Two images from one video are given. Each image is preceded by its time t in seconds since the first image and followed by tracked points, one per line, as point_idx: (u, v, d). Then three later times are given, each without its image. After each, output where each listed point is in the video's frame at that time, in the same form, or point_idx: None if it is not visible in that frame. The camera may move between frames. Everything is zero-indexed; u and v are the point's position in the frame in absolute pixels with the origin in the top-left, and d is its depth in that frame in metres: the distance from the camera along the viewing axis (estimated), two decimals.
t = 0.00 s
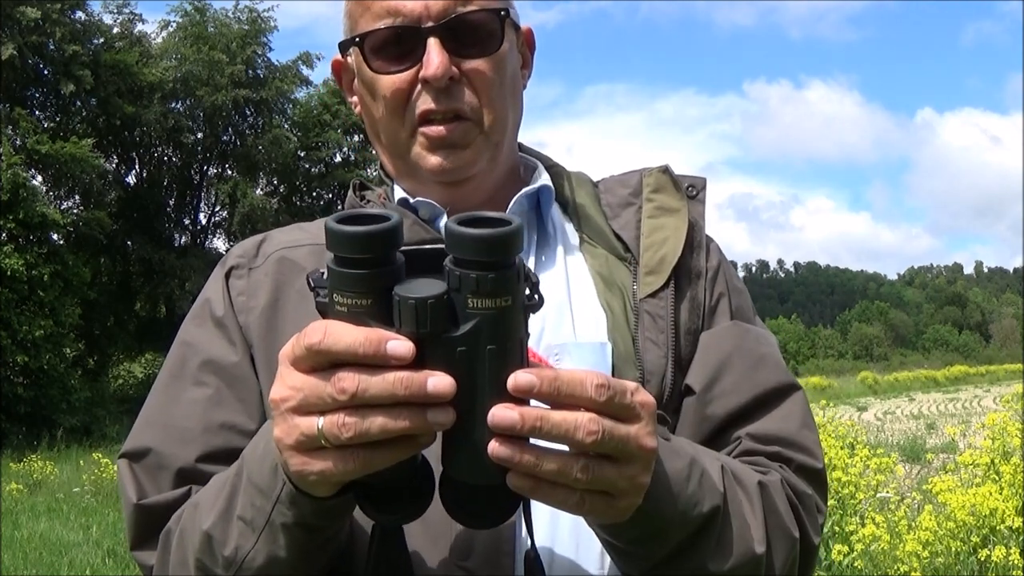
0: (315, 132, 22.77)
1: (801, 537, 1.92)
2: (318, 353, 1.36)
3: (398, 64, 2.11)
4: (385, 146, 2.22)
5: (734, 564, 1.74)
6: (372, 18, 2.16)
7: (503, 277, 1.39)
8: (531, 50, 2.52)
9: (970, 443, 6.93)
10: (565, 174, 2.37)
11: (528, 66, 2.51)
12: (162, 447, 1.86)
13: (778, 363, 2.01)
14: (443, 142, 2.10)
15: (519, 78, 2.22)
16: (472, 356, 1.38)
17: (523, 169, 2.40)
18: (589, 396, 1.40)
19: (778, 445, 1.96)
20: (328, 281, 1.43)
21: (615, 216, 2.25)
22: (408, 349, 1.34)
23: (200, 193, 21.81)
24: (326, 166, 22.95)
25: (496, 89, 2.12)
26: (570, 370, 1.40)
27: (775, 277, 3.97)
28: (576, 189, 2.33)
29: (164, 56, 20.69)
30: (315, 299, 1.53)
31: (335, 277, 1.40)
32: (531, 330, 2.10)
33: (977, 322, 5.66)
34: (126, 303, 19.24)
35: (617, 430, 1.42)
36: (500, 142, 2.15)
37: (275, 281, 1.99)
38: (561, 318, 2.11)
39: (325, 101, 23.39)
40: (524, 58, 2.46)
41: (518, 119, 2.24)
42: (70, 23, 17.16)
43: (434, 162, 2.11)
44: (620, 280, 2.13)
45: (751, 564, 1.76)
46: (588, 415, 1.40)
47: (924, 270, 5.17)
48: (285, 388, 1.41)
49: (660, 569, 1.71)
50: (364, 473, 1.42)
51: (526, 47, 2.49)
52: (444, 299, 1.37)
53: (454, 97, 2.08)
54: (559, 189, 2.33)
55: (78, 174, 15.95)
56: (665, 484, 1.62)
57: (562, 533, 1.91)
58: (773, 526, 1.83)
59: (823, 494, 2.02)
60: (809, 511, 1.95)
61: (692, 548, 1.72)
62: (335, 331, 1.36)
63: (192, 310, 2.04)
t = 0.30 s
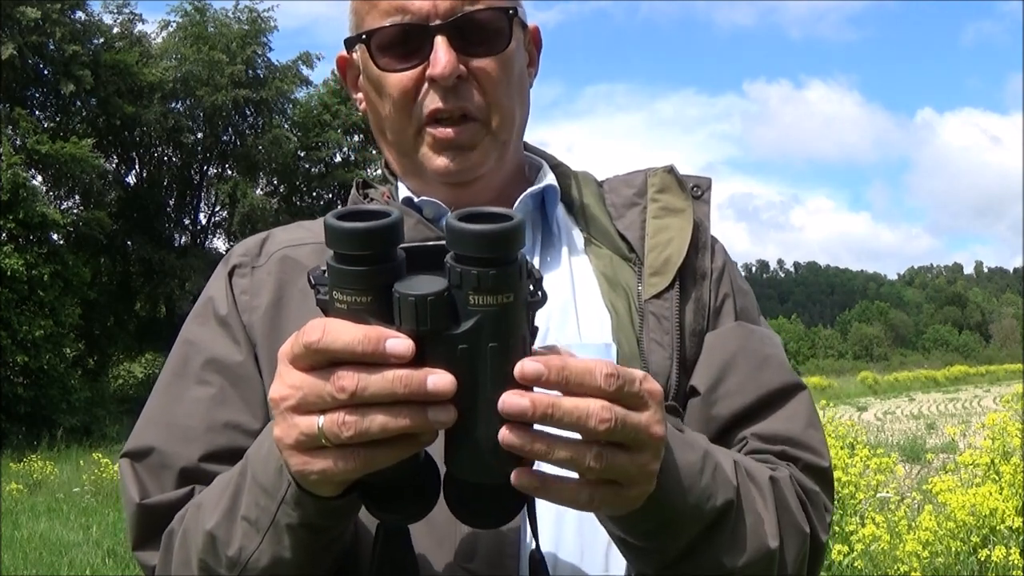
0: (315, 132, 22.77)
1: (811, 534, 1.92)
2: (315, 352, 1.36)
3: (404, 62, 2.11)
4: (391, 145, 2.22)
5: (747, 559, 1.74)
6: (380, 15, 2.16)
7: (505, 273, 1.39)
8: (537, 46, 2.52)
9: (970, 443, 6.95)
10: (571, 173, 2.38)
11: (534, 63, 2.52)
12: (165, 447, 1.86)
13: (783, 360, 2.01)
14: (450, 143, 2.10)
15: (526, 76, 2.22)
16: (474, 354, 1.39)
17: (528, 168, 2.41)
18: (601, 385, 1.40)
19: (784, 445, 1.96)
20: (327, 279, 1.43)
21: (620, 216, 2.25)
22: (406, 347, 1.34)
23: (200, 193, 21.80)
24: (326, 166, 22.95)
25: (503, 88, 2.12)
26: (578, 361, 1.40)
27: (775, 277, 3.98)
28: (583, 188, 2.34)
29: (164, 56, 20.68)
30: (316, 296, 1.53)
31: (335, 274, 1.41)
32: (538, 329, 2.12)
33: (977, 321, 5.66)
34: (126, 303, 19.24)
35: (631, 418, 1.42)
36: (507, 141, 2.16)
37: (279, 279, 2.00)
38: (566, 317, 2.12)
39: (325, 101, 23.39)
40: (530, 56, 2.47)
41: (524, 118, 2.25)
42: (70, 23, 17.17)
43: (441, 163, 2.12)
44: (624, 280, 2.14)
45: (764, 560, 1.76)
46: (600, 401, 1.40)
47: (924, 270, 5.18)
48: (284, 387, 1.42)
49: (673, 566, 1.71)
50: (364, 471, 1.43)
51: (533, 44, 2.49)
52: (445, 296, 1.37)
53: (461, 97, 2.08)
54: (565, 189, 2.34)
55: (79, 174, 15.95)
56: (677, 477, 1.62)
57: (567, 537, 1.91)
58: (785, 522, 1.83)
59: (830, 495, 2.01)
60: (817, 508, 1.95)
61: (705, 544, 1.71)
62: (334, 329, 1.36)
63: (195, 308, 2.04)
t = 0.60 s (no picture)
0: (315, 132, 22.76)
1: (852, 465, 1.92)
2: (322, 348, 1.36)
3: (407, 63, 2.10)
4: (392, 144, 2.23)
5: (805, 467, 1.71)
6: (382, 14, 2.15)
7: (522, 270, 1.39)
8: (537, 44, 2.52)
9: (970, 443, 6.95)
10: (571, 172, 2.38)
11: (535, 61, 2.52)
12: (164, 445, 1.86)
13: (783, 333, 2.05)
14: (454, 143, 2.11)
15: (528, 74, 2.23)
16: (482, 359, 1.39)
17: (527, 166, 2.40)
18: (647, 237, 1.42)
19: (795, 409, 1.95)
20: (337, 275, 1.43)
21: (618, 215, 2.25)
22: (414, 349, 1.34)
23: (200, 193, 21.81)
24: (326, 166, 22.94)
25: (507, 87, 2.13)
26: (615, 216, 1.42)
27: (775, 277, 3.98)
28: (582, 187, 2.34)
29: (164, 56, 20.68)
30: (324, 292, 1.53)
31: (345, 273, 1.40)
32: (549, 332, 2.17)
33: (977, 322, 5.67)
34: (126, 303, 19.23)
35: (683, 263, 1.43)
36: (510, 141, 2.17)
37: (279, 277, 2.01)
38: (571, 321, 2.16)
39: (325, 101, 23.38)
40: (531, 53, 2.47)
41: (527, 116, 2.26)
42: (70, 23, 17.17)
43: (444, 162, 2.13)
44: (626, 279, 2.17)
45: (821, 469, 1.74)
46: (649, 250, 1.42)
47: (924, 270, 5.21)
48: (289, 384, 1.41)
49: (731, 476, 1.66)
50: (367, 472, 1.43)
51: (533, 42, 2.50)
52: (455, 300, 1.37)
53: (465, 97, 2.09)
54: (566, 188, 2.35)
55: (78, 174, 15.96)
56: (734, 365, 1.62)
57: (567, 542, 1.90)
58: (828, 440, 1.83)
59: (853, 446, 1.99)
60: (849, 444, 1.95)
61: (762, 446, 1.68)
62: (341, 328, 1.35)
63: (192, 306, 2.04)
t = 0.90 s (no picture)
0: (315, 132, 22.74)
1: (848, 445, 1.91)
2: (312, 339, 1.37)
3: (390, 65, 2.09)
4: (382, 146, 2.23)
5: (791, 446, 1.69)
6: (364, 19, 2.12)
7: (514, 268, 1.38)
8: (527, 37, 2.49)
9: (970, 443, 6.95)
10: (563, 170, 2.41)
11: (524, 54, 2.47)
12: (159, 445, 1.85)
13: (778, 322, 2.04)
14: (441, 144, 2.11)
15: (515, 69, 2.21)
16: (471, 357, 1.38)
17: (522, 164, 2.39)
18: (587, 224, 1.37)
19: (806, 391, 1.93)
20: (333, 268, 1.44)
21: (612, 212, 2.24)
22: (401, 343, 1.34)
23: (200, 193, 21.83)
24: (326, 166, 22.93)
25: (494, 84, 2.12)
26: (549, 218, 1.37)
27: (775, 277, 3.99)
28: (573, 183, 2.37)
29: (164, 56, 20.68)
30: (322, 287, 1.53)
31: (341, 265, 1.41)
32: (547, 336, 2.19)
33: (977, 322, 5.68)
34: (126, 303, 19.23)
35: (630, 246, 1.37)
36: (501, 137, 2.17)
37: (273, 277, 2.01)
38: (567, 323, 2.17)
39: (325, 101, 23.36)
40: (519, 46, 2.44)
41: (517, 112, 2.24)
42: (70, 24, 17.17)
43: (434, 161, 2.13)
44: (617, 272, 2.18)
45: (809, 450, 1.73)
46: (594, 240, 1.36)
47: (924, 270, 5.22)
48: (279, 375, 1.42)
49: (712, 459, 1.66)
50: (353, 468, 1.43)
51: (521, 34, 2.46)
52: (445, 295, 1.37)
53: (451, 96, 2.08)
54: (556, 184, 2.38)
55: (79, 174, 15.96)
56: (710, 338, 1.60)
57: (561, 544, 1.91)
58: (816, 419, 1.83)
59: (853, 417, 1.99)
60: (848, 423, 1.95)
61: (740, 426, 1.67)
62: (331, 319, 1.36)
63: (189, 305, 2.04)
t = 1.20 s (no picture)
0: (315, 132, 22.73)
1: (852, 445, 1.90)
2: (307, 337, 1.36)
3: (372, 71, 2.09)
4: (370, 150, 2.23)
5: (798, 455, 1.68)
6: (343, 26, 2.12)
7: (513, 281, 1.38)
8: (511, 30, 2.46)
9: (970, 443, 6.96)
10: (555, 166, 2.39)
11: (508, 46, 2.46)
12: (154, 448, 1.85)
13: (774, 317, 2.04)
14: (428, 144, 2.11)
15: (500, 65, 2.20)
16: (461, 366, 1.37)
17: (514, 161, 2.40)
18: (569, 229, 1.35)
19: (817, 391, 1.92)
20: (334, 266, 1.43)
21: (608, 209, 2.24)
22: (392, 346, 1.34)
23: (200, 193, 21.84)
24: (326, 166, 22.91)
25: (479, 81, 2.11)
26: (534, 226, 1.36)
27: (775, 277, 3.99)
28: (566, 179, 2.35)
29: (164, 56, 20.68)
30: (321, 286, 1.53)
31: (345, 264, 1.41)
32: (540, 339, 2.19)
33: (977, 322, 5.67)
34: (126, 303, 19.22)
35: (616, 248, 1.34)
36: (489, 134, 2.16)
37: (265, 278, 2.01)
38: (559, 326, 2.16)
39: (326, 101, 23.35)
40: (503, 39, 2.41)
41: (505, 108, 2.23)
42: (70, 23, 17.16)
43: (422, 163, 2.13)
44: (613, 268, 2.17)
45: (817, 456, 1.72)
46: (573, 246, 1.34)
47: (924, 270, 5.23)
48: (269, 372, 1.41)
49: (719, 470, 1.65)
50: (332, 471, 1.41)
51: (504, 27, 2.43)
52: (443, 301, 1.36)
53: (434, 97, 2.08)
54: (549, 182, 2.35)
55: (79, 174, 15.95)
56: (716, 348, 1.57)
57: (556, 548, 1.90)
58: (822, 423, 1.82)
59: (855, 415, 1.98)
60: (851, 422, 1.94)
61: (746, 436, 1.65)
62: (324, 317, 1.36)
63: (182, 306, 2.04)
